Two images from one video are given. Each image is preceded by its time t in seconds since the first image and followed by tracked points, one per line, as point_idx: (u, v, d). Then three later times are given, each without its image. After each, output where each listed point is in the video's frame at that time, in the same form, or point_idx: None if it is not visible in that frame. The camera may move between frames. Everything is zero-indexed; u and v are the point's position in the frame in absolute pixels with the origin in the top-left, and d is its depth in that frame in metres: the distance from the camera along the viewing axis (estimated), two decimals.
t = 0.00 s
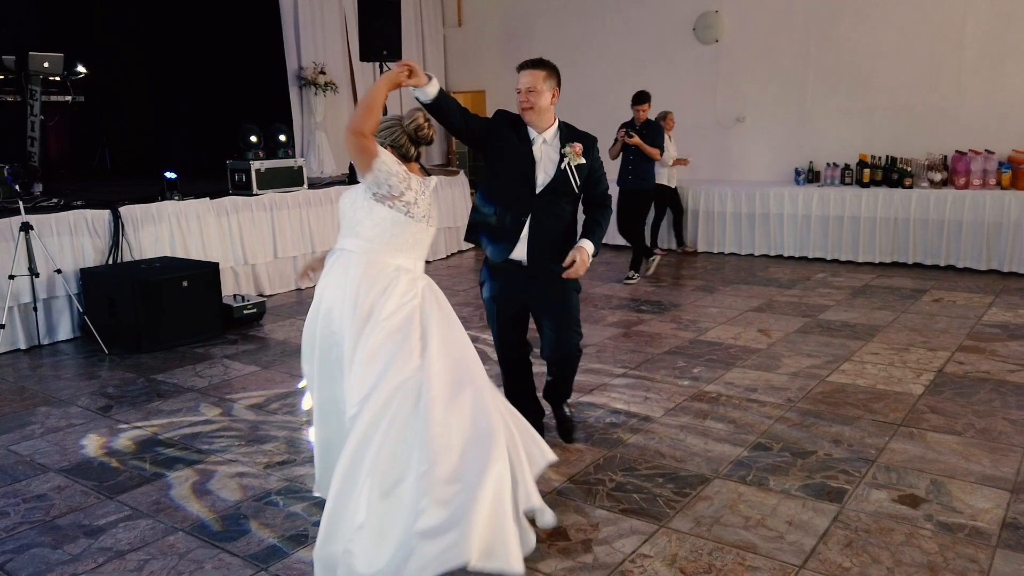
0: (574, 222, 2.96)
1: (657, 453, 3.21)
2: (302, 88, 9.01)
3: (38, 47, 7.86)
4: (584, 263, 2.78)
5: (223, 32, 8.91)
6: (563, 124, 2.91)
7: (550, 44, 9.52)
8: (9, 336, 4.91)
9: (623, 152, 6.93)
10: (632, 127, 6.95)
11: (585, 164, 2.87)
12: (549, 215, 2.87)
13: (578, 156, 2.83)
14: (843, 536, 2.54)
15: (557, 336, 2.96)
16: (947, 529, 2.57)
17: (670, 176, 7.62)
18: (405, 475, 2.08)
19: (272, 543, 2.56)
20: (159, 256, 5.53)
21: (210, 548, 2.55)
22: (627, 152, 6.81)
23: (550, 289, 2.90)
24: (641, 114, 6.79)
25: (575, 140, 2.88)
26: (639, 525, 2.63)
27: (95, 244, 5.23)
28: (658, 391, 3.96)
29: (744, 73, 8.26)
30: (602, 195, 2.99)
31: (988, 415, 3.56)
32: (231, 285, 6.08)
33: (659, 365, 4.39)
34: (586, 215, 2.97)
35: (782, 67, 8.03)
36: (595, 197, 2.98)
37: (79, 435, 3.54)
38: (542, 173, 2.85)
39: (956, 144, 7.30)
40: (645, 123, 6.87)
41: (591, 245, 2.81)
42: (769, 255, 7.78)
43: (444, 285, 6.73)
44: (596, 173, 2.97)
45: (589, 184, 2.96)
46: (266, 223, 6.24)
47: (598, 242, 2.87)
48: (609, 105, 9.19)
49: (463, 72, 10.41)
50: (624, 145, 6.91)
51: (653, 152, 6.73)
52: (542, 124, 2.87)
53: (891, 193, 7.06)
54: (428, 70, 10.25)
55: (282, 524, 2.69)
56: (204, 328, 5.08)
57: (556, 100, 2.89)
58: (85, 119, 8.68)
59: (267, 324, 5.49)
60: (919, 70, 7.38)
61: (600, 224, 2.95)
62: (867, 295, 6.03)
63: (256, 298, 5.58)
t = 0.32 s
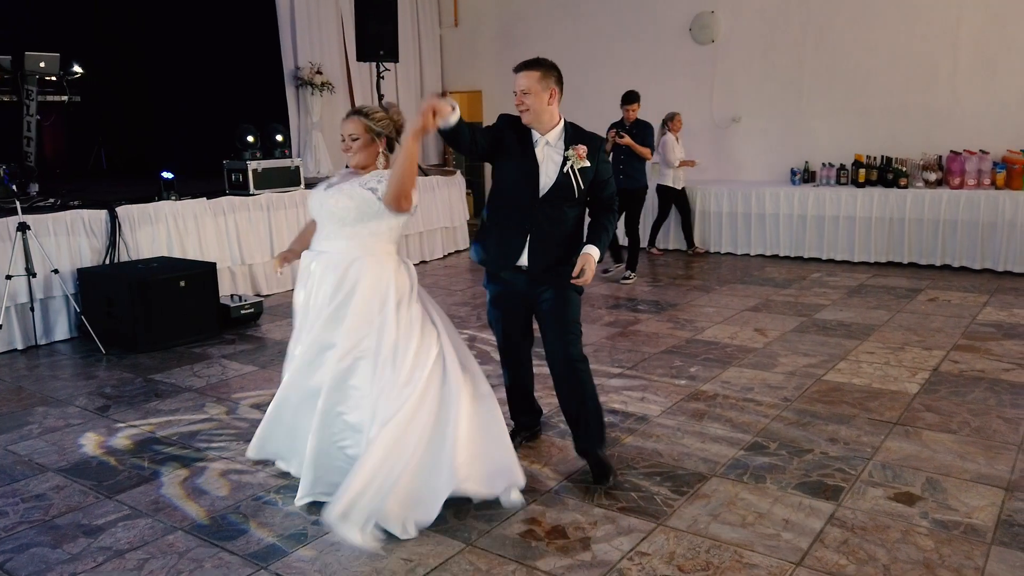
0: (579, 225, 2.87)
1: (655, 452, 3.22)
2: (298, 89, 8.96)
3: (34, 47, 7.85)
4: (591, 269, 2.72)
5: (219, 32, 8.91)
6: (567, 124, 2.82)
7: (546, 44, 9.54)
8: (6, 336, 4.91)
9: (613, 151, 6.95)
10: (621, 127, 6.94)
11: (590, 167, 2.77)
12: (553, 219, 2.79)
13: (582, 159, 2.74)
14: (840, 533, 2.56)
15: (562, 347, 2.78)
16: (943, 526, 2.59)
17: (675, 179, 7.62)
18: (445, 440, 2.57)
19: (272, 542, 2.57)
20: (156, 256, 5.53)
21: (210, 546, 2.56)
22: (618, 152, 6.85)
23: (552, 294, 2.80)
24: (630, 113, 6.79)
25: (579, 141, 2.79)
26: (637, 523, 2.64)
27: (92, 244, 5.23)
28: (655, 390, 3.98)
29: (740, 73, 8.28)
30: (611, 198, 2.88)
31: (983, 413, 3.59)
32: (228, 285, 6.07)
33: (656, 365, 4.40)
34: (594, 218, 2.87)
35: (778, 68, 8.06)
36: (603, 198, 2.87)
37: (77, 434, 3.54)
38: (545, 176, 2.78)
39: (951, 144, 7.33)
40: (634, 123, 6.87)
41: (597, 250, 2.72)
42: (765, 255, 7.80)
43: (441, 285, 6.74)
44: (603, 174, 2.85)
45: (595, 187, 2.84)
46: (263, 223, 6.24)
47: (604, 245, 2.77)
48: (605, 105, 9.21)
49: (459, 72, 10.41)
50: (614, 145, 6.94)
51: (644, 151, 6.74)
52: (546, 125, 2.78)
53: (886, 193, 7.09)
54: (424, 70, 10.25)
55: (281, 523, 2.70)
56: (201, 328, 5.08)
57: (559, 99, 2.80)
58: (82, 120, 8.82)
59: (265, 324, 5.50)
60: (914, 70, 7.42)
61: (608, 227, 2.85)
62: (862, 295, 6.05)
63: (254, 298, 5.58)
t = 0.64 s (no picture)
0: (589, 224, 2.64)
1: (652, 451, 3.24)
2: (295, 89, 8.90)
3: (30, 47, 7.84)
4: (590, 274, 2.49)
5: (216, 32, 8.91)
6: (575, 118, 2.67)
7: (542, 44, 9.56)
8: (3, 336, 4.90)
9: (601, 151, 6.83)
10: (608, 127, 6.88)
11: (594, 163, 2.57)
12: (557, 222, 2.61)
13: (580, 155, 2.55)
14: (836, 531, 2.57)
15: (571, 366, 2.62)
16: (938, 524, 2.60)
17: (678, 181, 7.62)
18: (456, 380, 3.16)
19: (270, 542, 2.57)
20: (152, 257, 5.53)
21: (209, 546, 2.56)
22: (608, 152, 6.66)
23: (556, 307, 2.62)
24: (619, 114, 6.77)
25: (583, 136, 2.60)
26: (634, 521, 2.65)
27: (88, 244, 5.22)
28: (652, 390, 3.99)
29: (735, 73, 8.30)
30: (625, 191, 2.61)
31: (977, 411, 3.61)
32: (225, 285, 6.06)
33: (653, 364, 4.41)
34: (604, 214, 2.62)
35: (774, 68, 8.08)
36: (614, 191, 2.61)
37: (74, 434, 3.55)
38: (543, 176, 2.63)
39: (946, 144, 7.36)
40: (622, 124, 6.80)
41: (594, 252, 2.50)
42: (760, 254, 7.82)
43: (438, 285, 6.75)
44: (613, 166, 2.60)
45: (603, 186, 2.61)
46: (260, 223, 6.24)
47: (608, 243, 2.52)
48: (602, 104, 9.22)
49: (455, 72, 10.42)
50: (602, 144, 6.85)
51: (634, 151, 6.69)
52: (553, 122, 2.65)
53: (882, 192, 7.12)
54: (421, 70, 10.25)
55: (279, 522, 2.71)
56: (198, 328, 5.08)
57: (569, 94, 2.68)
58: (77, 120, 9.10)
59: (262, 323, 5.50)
60: (908, 70, 7.45)
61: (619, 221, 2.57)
62: (857, 294, 6.08)
63: (251, 298, 5.58)
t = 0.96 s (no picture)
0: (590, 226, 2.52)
1: (648, 448, 3.25)
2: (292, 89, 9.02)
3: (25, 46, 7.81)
4: (588, 286, 2.43)
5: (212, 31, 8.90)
6: (584, 113, 2.57)
7: (539, 44, 9.56)
8: None
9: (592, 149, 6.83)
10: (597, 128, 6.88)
11: (576, 164, 2.46)
12: (552, 226, 2.54)
13: (559, 157, 2.46)
14: (832, 527, 2.59)
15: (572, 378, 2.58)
16: (933, 521, 2.62)
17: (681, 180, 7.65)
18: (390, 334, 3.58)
19: (268, 539, 2.58)
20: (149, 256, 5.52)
21: (206, 544, 2.56)
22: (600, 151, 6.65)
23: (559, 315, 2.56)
24: (607, 114, 6.76)
25: (573, 135, 2.49)
26: (631, 518, 2.66)
27: (85, 244, 5.21)
28: (648, 388, 4.00)
29: (731, 73, 8.32)
30: (619, 187, 2.43)
31: (972, 409, 3.62)
32: (221, 285, 6.06)
33: (650, 363, 4.42)
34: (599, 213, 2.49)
35: (769, 67, 8.10)
36: (608, 189, 2.45)
37: (71, 433, 3.55)
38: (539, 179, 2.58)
39: (941, 143, 7.39)
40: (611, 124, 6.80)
41: (584, 261, 2.42)
42: (756, 254, 7.84)
43: (434, 284, 6.75)
44: (601, 162, 2.43)
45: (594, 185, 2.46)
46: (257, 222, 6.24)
47: (604, 250, 2.40)
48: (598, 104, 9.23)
49: (451, 72, 10.42)
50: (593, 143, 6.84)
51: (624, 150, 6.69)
52: (561, 121, 2.56)
53: (877, 190, 7.16)
54: (417, 69, 10.25)
55: (277, 520, 2.71)
56: (194, 327, 5.08)
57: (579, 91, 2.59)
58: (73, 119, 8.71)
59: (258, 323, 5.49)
60: (903, 69, 7.47)
61: (617, 222, 2.42)
62: (853, 293, 6.09)
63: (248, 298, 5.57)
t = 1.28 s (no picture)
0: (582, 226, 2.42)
1: (644, 446, 3.26)
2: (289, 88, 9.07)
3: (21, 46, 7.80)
4: (566, 285, 2.36)
5: (208, 30, 8.86)
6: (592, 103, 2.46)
7: (536, 44, 9.56)
8: None
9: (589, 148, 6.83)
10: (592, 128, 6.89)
11: (560, 158, 2.38)
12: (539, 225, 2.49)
13: (544, 151, 2.40)
14: (828, 524, 2.60)
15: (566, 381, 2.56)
16: (928, 517, 2.64)
17: (683, 181, 7.58)
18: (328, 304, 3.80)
19: (266, 537, 2.58)
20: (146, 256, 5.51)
21: (205, 542, 2.57)
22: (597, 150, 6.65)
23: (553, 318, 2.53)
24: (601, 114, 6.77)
25: (564, 127, 2.39)
26: (628, 515, 2.67)
27: (82, 243, 5.21)
28: (645, 387, 4.01)
29: (728, 73, 8.34)
30: (599, 181, 2.33)
31: (968, 406, 3.64)
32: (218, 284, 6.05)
33: (647, 361, 4.43)
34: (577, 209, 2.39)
35: (766, 67, 8.12)
36: (589, 185, 2.35)
37: (69, 432, 3.55)
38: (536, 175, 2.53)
39: (936, 143, 7.42)
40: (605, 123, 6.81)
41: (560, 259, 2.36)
42: (752, 253, 7.86)
43: (431, 283, 6.75)
44: (579, 156, 2.34)
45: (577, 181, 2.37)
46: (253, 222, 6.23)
47: (581, 249, 2.33)
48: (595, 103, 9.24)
49: (448, 72, 10.42)
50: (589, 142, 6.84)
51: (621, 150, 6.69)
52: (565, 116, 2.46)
53: (872, 189, 7.18)
54: (413, 69, 10.25)
55: (275, 519, 2.71)
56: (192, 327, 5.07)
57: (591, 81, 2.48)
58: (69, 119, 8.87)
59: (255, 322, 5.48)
60: (899, 69, 7.49)
61: (596, 217, 2.33)
62: (849, 292, 6.11)
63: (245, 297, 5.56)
